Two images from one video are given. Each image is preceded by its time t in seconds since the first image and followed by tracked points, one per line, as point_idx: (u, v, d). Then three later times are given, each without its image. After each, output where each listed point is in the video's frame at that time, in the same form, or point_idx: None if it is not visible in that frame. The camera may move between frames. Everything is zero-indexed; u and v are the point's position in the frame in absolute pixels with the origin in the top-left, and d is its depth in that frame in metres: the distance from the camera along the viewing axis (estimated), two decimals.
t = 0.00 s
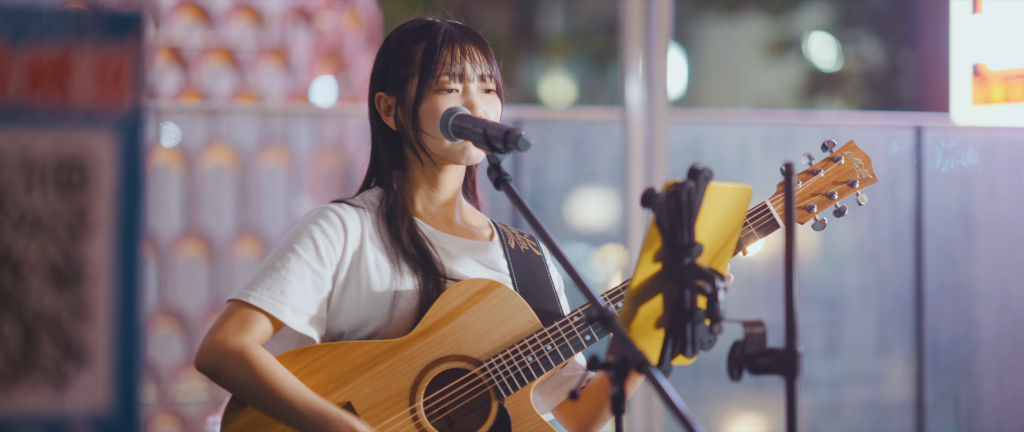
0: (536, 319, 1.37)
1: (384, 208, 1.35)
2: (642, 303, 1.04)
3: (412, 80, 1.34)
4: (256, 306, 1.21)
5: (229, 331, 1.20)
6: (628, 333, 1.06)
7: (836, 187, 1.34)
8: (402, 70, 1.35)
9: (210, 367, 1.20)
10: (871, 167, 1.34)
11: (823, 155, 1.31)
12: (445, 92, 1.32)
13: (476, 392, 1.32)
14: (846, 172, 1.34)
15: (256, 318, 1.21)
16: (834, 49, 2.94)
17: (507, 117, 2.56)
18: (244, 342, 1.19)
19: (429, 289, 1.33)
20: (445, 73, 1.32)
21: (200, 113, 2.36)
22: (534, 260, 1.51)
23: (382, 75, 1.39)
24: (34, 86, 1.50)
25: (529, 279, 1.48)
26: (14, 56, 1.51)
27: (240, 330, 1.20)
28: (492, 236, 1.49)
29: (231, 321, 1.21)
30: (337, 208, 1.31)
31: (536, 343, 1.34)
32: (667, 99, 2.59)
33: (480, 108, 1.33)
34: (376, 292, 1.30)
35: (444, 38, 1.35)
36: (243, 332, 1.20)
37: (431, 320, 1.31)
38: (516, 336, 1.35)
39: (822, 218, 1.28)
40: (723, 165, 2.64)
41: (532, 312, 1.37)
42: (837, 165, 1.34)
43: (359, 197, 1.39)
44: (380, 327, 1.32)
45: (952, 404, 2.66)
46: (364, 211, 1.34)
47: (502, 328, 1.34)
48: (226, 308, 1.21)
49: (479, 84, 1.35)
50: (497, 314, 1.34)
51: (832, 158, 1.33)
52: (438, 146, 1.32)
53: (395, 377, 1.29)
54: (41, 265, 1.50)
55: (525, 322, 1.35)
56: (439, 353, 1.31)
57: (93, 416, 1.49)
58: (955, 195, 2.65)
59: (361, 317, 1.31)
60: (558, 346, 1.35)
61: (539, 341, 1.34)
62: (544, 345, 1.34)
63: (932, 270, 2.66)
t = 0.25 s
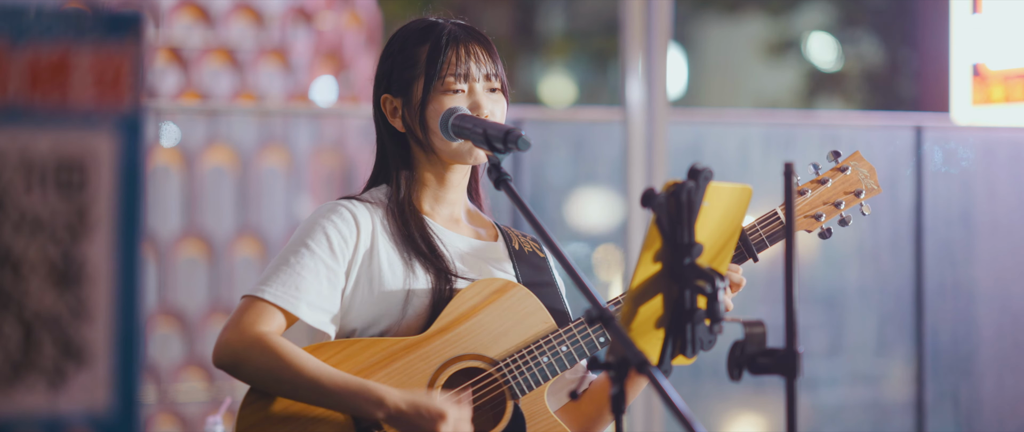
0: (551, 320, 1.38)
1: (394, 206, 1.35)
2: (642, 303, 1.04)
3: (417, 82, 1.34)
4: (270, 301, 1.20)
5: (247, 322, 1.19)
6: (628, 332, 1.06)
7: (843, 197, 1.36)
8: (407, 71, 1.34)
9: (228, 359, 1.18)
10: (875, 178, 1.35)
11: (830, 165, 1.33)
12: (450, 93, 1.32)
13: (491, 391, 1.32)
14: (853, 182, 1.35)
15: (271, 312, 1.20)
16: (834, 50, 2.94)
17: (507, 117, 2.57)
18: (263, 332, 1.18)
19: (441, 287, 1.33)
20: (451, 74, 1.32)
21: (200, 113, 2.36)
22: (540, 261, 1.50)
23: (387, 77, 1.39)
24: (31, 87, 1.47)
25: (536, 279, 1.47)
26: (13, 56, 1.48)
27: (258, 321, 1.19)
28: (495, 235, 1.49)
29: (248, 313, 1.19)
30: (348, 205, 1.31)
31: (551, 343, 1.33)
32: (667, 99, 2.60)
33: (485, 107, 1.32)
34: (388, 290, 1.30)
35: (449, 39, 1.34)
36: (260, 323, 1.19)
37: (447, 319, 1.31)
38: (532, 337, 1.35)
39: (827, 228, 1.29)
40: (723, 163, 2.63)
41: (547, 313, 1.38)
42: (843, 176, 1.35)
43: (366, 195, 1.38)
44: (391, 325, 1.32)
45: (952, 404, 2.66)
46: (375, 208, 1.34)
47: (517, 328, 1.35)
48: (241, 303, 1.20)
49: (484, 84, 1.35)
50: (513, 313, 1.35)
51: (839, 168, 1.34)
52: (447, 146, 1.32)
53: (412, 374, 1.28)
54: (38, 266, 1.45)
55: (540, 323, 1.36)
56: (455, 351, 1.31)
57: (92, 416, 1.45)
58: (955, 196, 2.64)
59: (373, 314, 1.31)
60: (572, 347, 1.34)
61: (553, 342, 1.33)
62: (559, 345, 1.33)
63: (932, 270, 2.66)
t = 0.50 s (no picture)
0: (559, 320, 1.39)
1: (397, 206, 1.35)
2: (642, 302, 1.05)
3: (417, 83, 1.34)
4: (277, 300, 1.20)
5: (255, 318, 1.19)
6: (628, 333, 1.06)
7: (839, 200, 1.36)
8: (407, 72, 1.35)
9: (238, 357, 1.18)
10: (869, 181, 1.35)
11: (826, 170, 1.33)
12: (450, 93, 1.32)
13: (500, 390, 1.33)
14: (849, 186, 1.35)
15: (279, 309, 1.20)
16: (834, 50, 2.91)
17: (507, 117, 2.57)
18: (273, 326, 1.19)
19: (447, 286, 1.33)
20: (450, 74, 1.32)
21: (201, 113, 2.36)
22: (538, 261, 1.49)
23: (387, 78, 1.39)
24: (32, 86, 1.47)
25: (536, 279, 1.47)
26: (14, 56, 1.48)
27: (266, 316, 1.19)
28: (494, 236, 1.49)
29: (255, 310, 1.20)
30: (353, 204, 1.31)
31: (560, 342, 1.35)
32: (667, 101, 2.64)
33: (485, 108, 1.32)
34: (394, 288, 1.30)
35: (449, 40, 1.34)
36: (269, 318, 1.19)
37: (457, 317, 1.32)
38: (540, 337, 1.37)
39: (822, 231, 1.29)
40: (723, 162, 2.63)
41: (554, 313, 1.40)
42: (838, 179, 1.35)
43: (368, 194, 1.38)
44: (397, 324, 1.32)
45: (952, 404, 2.67)
46: (379, 207, 1.34)
47: (526, 328, 1.37)
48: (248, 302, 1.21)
49: (484, 84, 1.34)
50: (521, 313, 1.37)
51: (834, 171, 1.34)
52: (449, 147, 1.32)
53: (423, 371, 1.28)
54: (38, 266, 1.45)
55: (548, 322, 1.38)
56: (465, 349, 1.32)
57: (94, 416, 1.46)
58: (955, 196, 2.65)
59: (380, 314, 1.31)
60: (580, 347, 1.36)
61: (562, 341, 1.35)
62: (567, 344, 1.35)
63: (932, 270, 2.65)
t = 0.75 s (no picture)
0: (553, 320, 1.40)
1: (394, 206, 1.35)
2: (642, 303, 1.05)
3: (417, 87, 1.33)
4: (278, 300, 1.19)
5: (254, 321, 1.18)
6: (628, 333, 1.05)
7: (830, 202, 1.35)
8: (406, 76, 1.34)
9: (236, 358, 1.17)
10: (859, 184, 1.35)
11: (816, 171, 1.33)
12: (450, 97, 1.32)
13: (497, 392, 1.33)
14: (839, 188, 1.35)
15: (279, 310, 1.19)
16: (833, 50, 2.93)
17: (507, 117, 2.57)
18: (272, 331, 1.18)
19: (443, 289, 1.34)
20: (450, 78, 1.32)
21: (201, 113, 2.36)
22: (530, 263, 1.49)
23: (383, 83, 1.38)
24: (31, 85, 1.35)
25: (532, 280, 1.47)
26: (12, 53, 1.36)
27: (265, 319, 1.18)
28: (487, 238, 1.49)
29: (255, 312, 1.19)
30: (350, 205, 1.31)
31: (556, 343, 1.36)
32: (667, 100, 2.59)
33: (488, 111, 1.33)
34: (392, 290, 1.31)
35: (447, 43, 1.34)
36: (268, 321, 1.18)
37: (453, 318, 1.33)
38: (536, 339, 1.38)
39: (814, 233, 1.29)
40: (723, 162, 2.63)
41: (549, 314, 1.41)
42: (829, 181, 1.35)
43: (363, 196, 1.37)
44: (393, 326, 1.33)
45: (952, 404, 2.66)
46: (375, 209, 1.34)
47: (521, 330, 1.37)
48: (247, 302, 1.19)
49: (482, 87, 1.35)
50: (516, 314, 1.37)
51: (825, 173, 1.34)
52: (448, 151, 1.32)
53: (419, 373, 1.28)
54: (40, 267, 1.34)
55: (544, 323, 1.39)
56: (461, 351, 1.31)
57: (92, 416, 1.35)
58: (955, 195, 2.65)
59: (375, 315, 1.32)
60: (576, 348, 1.36)
61: (558, 343, 1.36)
62: (563, 345, 1.36)
63: (932, 270, 2.66)
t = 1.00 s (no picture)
0: (539, 317, 1.38)
1: (377, 205, 1.35)
2: (642, 303, 1.04)
3: (403, 82, 1.33)
4: (256, 299, 1.20)
5: (232, 319, 1.19)
6: (628, 332, 1.05)
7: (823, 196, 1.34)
8: (392, 71, 1.34)
9: (215, 356, 1.19)
10: (853, 177, 1.34)
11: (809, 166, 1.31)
12: (438, 92, 1.32)
13: (480, 390, 1.32)
14: (832, 182, 1.34)
15: (258, 309, 1.20)
16: (834, 50, 2.91)
17: (507, 117, 2.57)
18: (250, 329, 1.19)
19: (426, 287, 1.33)
20: (436, 73, 1.32)
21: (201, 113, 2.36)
22: (521, 263, 1.48)
23: (368, 79, 1.37)
24: (33, 85, 1.43)
25: (519, 279, 1.46)
26: (15, 53, 1.44)
27: (244, 318, 1.20)
28: (475, 237, 1.47)
29: (233, 311, 1.20)
30: (333, 205, 1.31)
31: (540, 341, 1.34)
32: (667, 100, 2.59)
33: (473, 107, 1.35)
34: (374, 288, 1.30)
35: (433, 38, 1.35)
36: (247, 320, 1.19)
37: (435, 316, 1.31)
38: (521, 336, 1.36)
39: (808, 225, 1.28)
40: (723, 162, 2.63)
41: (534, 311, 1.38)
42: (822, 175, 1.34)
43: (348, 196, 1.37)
44: (377, 323, 1.31)
45: (952, 404, 2.66)
46: (358, 208, 1.34)
47: (505, 327, 1.35)
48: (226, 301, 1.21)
49: (469, 83, 1.35)
50: (501, 311, 1.35)
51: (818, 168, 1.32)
52: (435, 146, 1.31)
53: (401, 370, 1.28)
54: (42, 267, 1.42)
55: (528, 320, 1.37)
56: (443, 349, 1.31)
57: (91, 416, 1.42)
58: (955, 196, 2.65)
59: (358, 314, 1.31)
60: (560, 345, 1.35)
61: (542, 340, 1.35)
62: (547, 342, 1.35)
63: (932, 270, 2.66)
